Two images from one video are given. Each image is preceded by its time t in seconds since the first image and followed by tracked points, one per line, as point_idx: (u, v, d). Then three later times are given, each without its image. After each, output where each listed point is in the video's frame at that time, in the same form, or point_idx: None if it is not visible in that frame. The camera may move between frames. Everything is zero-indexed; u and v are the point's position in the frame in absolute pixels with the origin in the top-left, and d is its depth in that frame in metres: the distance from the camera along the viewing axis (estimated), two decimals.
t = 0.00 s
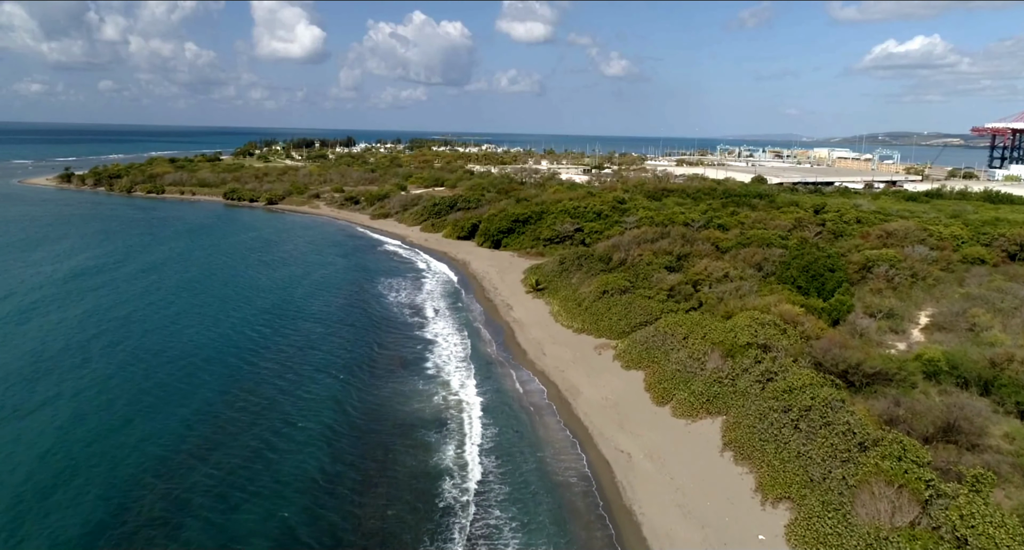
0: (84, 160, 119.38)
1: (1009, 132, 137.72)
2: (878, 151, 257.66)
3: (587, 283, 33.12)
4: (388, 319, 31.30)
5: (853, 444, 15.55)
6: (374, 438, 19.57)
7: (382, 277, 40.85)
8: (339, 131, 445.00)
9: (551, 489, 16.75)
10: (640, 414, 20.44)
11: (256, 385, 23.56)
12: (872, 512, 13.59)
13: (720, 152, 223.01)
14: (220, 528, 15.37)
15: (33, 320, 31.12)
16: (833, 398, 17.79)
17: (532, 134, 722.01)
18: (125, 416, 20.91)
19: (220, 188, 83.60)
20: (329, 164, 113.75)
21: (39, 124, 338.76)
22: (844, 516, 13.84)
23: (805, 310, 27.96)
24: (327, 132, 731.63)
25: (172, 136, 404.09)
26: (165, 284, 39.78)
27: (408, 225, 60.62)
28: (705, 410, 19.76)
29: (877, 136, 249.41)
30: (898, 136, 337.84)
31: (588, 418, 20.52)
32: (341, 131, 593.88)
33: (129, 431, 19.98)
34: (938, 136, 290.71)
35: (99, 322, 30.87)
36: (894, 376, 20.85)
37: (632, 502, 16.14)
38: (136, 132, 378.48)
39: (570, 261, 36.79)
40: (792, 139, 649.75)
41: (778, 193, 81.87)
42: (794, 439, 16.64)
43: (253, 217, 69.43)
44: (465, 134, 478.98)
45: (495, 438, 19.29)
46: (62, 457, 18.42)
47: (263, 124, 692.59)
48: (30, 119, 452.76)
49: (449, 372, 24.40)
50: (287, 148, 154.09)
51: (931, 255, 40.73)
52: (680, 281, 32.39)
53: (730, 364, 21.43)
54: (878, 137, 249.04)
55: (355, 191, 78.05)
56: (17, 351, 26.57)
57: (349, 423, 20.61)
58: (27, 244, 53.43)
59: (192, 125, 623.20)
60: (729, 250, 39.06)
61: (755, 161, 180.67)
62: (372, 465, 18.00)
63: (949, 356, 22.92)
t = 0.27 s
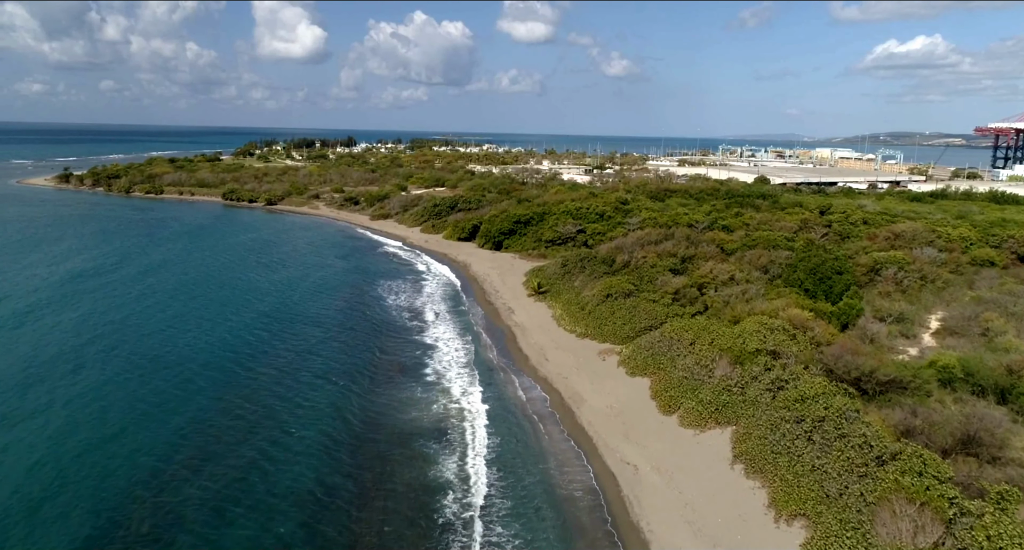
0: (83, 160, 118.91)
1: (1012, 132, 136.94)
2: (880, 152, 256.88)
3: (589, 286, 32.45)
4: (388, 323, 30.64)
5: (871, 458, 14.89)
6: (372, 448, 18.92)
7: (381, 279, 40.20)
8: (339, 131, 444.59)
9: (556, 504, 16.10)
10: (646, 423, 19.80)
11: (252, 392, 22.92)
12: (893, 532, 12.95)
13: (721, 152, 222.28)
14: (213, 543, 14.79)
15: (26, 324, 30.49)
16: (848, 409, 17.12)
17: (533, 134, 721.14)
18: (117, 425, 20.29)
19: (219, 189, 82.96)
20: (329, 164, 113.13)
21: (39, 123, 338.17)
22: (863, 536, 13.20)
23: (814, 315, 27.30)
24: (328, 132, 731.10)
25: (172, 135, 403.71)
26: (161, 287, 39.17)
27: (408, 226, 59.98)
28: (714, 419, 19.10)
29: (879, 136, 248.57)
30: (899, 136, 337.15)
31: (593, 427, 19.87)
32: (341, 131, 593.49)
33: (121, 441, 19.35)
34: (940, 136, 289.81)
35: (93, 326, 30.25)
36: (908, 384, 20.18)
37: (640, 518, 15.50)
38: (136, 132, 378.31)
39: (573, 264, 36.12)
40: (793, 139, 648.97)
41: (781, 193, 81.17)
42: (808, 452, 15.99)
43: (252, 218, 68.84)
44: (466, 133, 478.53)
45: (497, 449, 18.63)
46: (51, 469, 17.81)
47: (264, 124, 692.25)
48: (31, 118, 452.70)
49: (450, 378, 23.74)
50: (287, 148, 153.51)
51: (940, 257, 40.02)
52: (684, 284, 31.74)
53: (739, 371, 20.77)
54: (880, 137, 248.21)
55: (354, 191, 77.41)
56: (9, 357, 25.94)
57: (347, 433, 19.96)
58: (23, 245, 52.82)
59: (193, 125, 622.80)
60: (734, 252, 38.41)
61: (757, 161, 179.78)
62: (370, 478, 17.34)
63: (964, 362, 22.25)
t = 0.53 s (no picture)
0: (84, 160, 118.40)
1: (1020, 132, 135.65)
2: (884, 152, 255.75)
3: (594, 290, 31.60)
4: (388, 329, 29.80)
5: (897, 479, 14.01)
6: (370, 463, 18.11)
7: (382, 282, 39.41)
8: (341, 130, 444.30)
9: (562, 525, 15.24)
10: (656, 436, 18.94)
11: (247, 402, 22.15)
12: None
13: (725, 152, 221.15)
14: None
15: (18, 330, 29.70)
16: (869, 424, 16.26)
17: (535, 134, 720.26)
18: (106, 437, 19.54)
19: (219, 190, 82.24)
20: (331, 164, 112.42)
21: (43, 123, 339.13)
22: None
23: (827, 321, 26.43)
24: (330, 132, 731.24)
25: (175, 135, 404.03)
26: (158, 290, 38.45)
27: (410, 228, 59.17)
28: (726, 433, 18.22)
29: (884, 136, 247.14)
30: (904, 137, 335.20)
31: (599, 440, 19.01)
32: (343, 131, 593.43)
33: (110, 454, 18.61)
34: (945, 137, 288.45)
35: (87, 331, 29.53)
36: (930, 396, 19.30)
37: (651, 542, 14.66)
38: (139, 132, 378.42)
39: (577, 267, 35.27)
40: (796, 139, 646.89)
41: (788, 194, 80.23)
42: (828, 471, 15.12)
43: (252, 219, 68.12)
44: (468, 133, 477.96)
45: (500, 464, 17.81)
46: (36, 484, 17.07)
47: (266, 123, 692.22)
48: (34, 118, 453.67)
49: (451, 387, 22.89)
50: (289, 148, 152.98)
51: (953, 259, 39.11)
52: (692, 288, 30.88)
53: (752, 381, 19.90)
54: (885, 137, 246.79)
55: (355, 192, 76.63)
56: None
57: (344, 445, 19.15)
58: (20, 246, 52.08)
59: (195, 125, 623.15)
60: (743, 255, 37.56)
61: (761, 161, 178.68)
62: (368, 495, 16.52)
63: (987, 370, 21.35)
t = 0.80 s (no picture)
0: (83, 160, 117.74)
1: None
2: (888, 152, 254.62)
3: (598, 294, 30.85)
4: (388, 334, 29.08)
5: (922, 501, 13.29)
6: (367, 477, 17.36)
7: (382, 285, 38.70)
8: (343, 130, 444.02)
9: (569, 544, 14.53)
10: (664, 448, 18.22)
11: (241, 411, 21.42)
12: None
13: (727, 152, 220.27)
14: None
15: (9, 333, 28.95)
16: (889, 438, 15.52)
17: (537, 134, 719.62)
18: (97, 449, 18.86)
19: (219, 190, 81.55)
20: (331, 164, 111.71)
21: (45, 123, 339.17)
22: None
23: (839, 326, 25.69)
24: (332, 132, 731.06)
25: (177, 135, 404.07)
26: (154, 292, 37.73)
27: (410, 229, 58.46)
28: (738, 446, 17.48)
29: (887, 136, 246.21)
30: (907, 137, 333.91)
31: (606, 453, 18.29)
32: (345, 131, 593.28)
33: (98, 468, 17.90)
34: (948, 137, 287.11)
35: (79, 335, 28.80)
36: (949, 407, 18.55)
37: None
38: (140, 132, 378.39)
39: (581, 270, 34.52)
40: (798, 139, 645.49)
41: (792, 194, 79.37)
42: (848, 490, 14.40)
43: (251, 220, 67.41)
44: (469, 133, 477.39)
45: (503, 479, 17.06)
46: (22, 499, 16.39)
47: (268, 123, 692.39)
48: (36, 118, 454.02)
49: (452, 395, 22.17)
50: (290, 148, 152.38)
51: (964, 262, 38.31)
52: (699, 291, 30.13)
53: (763, 391, 19.16)
54: (888, 137, 245.88)
55: (356, 193, 75.92)
56: None
57: (341, 458, 18.41)
58: (16, 248, 51.40)
59: (197, 125, 623.49)
60: (750, 258, 36.80)
61: (764, 161, 177.72)
62: (365, 512, 15.78)
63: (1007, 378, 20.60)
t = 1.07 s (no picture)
0: (83, 160, 117.33)
1: None
2: (889, 152, 253.81)
3: (601, 298, 30.17)
4: (386, 338, 28.41)
5: (945, 521, 12.68)
6: (362, 490, 16.73)
7: (380, 288, 38.03)
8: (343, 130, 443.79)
9: None
10: (672, 460, 17.57)
11: (233, 420, 20.80)
12: None
13: (729, 152, 219.62)
14: None
15: None
16: (907, 452, 14.90)
17: (538, 134, 718.60)
18: (86, 460, 18.23)
19: (217, 191, 80.92)
20: (331, 164, 111.06)
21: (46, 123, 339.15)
22: None
23: (848, 331, 25.01)
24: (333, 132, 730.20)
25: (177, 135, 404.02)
26: (148, 294, 37.05)
27: (410, 230, 57.81)
28: (748, 458, 16.83)
29: (889, 135, 244.95)
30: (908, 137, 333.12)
31: (611, 465, 17.65)
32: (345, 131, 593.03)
33: (86, 480, 17.27)
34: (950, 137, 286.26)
35: (70, 340, 28.14)
36: (966, 417, 17.78)
37: None
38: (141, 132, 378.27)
39: (583, 272, 33.84)
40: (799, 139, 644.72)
41: (796, 195, 78.66)
42: (866, 508, 13.78)
43: (250, 221, 66.82)
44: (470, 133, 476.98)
45: (505, 492, 16.42)
46: (7, 513, 15.78)
47: (268, 123, 692.17)
48: (37, 118, 453.98)
49: (452, 403, 21.51)
50: (290, 148, 151.81)
51: (973, 264, 37.60)
52: (704, 295, 29.45)
53: (773, 401, 18.49)
54: (890, 137, 245.04)
55: (355, 193, 75.27)
56: None
57: (335, 469, 17.79)
58: (11, 250, 50.77)
59: (197, 125, 623.45)
60: (754, 260, 36.13)
61: (766, 162, 177.03)
62: (360, 528, 15.16)
63: None
